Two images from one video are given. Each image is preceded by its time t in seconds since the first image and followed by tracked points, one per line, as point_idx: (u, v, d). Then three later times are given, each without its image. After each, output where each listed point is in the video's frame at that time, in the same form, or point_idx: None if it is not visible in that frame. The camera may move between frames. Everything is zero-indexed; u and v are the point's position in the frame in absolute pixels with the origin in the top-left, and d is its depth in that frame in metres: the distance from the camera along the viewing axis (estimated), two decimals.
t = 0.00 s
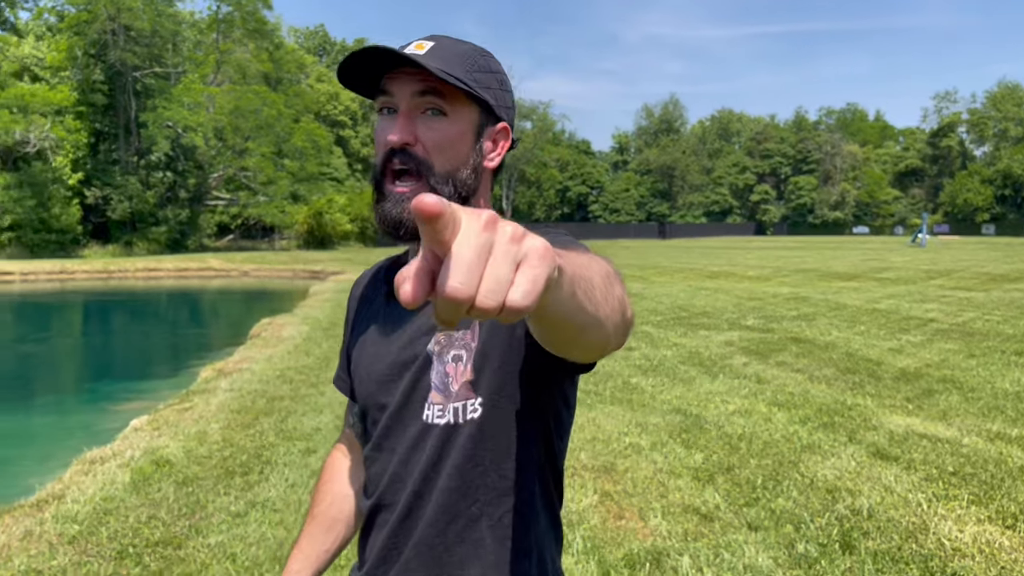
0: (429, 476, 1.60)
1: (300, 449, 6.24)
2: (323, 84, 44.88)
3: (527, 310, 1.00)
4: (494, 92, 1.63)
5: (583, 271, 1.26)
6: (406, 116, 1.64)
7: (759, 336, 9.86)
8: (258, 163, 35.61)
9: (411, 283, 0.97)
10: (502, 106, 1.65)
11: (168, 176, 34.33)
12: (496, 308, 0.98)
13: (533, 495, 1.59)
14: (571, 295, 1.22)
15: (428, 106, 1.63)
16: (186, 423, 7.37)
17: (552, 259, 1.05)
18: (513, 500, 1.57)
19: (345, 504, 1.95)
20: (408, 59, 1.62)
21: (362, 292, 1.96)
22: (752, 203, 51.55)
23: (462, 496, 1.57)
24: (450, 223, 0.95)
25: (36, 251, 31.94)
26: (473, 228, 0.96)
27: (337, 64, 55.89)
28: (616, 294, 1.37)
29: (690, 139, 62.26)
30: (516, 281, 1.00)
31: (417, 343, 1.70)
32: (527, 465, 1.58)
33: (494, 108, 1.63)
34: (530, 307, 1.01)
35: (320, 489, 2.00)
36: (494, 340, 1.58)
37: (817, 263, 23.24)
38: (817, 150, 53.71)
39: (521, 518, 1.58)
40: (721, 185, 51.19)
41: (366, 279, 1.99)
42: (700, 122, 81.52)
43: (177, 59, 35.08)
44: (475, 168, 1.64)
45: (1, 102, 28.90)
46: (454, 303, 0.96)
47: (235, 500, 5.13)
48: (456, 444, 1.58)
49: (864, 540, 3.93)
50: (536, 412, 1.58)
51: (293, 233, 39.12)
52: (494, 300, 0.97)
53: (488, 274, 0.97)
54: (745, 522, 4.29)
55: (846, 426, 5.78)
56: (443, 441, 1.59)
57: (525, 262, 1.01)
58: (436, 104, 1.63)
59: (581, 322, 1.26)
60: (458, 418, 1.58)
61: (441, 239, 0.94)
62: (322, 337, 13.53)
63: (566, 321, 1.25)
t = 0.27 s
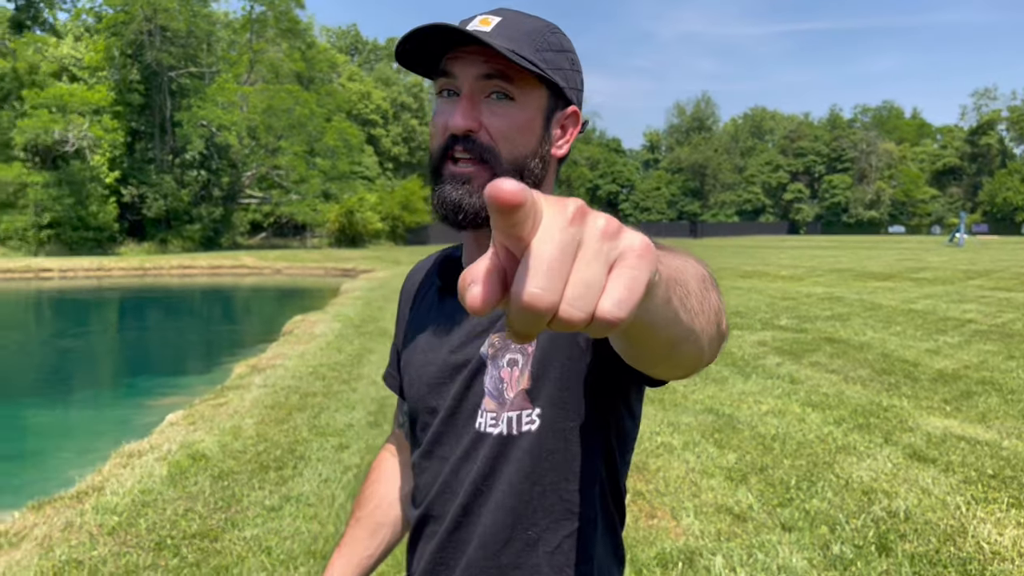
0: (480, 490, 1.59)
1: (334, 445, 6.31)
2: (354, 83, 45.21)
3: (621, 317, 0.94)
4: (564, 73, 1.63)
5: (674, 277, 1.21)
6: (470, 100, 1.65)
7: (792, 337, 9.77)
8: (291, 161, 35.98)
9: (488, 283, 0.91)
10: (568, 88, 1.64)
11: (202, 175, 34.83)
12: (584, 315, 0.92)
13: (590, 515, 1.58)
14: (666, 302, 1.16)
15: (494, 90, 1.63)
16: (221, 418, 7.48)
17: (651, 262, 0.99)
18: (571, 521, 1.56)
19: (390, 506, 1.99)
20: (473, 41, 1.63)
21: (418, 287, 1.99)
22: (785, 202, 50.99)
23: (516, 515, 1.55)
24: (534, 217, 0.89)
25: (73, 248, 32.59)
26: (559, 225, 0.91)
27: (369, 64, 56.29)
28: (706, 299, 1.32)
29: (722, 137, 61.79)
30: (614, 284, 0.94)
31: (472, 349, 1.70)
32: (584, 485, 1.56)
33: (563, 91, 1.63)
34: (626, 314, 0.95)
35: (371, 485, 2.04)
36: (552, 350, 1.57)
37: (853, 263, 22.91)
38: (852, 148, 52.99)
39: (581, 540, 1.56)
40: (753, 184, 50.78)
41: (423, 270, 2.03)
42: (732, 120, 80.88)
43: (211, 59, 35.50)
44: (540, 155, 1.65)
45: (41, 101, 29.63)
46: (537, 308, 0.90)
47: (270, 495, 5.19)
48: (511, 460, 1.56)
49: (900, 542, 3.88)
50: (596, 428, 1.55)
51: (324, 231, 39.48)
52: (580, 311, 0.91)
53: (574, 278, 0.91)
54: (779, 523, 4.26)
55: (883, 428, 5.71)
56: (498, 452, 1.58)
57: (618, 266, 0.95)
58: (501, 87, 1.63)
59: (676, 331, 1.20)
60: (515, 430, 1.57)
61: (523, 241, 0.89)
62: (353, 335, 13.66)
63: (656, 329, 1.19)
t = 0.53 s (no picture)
0: (518, 504, 1.61)
1: (361, 442, 6.36)
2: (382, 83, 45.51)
3: (597, 311, 0.90)
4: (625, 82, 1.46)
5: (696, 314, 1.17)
6: (475, 104, 1.48)
7: (822, 337, 9.68)
8: (319, 160, 36.29)
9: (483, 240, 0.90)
10: (621, 97, 1.46)
11: (232, 174, 35.20)
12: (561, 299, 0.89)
13: (633, 539, 1.57)
14: (689, 343, 1.17)
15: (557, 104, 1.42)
16: (250, 415, 7.57)
17: (640, 265, 0.96)
18: (608, 544, 1.55)
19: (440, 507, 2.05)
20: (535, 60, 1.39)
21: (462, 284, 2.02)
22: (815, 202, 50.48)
23: (554, 532, 1.57)
24: (513, 192, 0.90)
25: (106, 246, 33.15)
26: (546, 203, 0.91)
27: (396, 63, 56.60)
28: (731, 334, 1.28)
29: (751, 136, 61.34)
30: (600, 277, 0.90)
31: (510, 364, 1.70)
32: (627, 508, 1.56)
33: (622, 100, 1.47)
34: (603, 308, 0.91)
35: (417, 487, 2.09)
36: (596, 370, 1.55)
37: (885, 263, 22.64)
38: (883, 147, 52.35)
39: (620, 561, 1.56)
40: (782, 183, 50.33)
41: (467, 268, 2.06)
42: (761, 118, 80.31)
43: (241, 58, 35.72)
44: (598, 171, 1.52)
45: (74, 101, 30.26)
46: (512, 277, 0.88)
47: (298, 491, 5.23)
48: (549, 474, 1.57)
49: (932, 546, 3.82)
50: (637, 453, 1.55)
51: (352, 230, 39.79)
52: (547, 291, 0.89)
53: (545, 260, 0.89)
54: (808, 525, 4.22)
55: (914, 430, 5.63)
56: (535, 468, 1.59)
57: (600, 251, 0.91)
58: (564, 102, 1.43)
59: (701, 377, 1.22)
60: (552, 444, 1.57)
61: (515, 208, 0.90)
62: (380, 333, 13.76)
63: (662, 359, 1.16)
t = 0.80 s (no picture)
0: (548, 509, 1.60)
1: (385, 441, 6.40)
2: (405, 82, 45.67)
3: (644, 328, 0.94)
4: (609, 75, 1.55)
5: (742, 318, 1.19)
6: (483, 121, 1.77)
7: (849, 338, 9.56)
8: (343, 159, 36.45)
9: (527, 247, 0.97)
10: (596, 88, 1.56)
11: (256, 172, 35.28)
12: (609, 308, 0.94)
13: (661, 555, 1.55)
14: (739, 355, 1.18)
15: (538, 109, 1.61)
16: (275, 413, 7.62)
17: (693, 276, 0.99)
18: (638, 558, 1.54)
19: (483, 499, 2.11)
20: (508, 75, 1.63)
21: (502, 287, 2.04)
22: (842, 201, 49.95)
23: (584, 540, 1.56)
24: (565, 198, 0.94)
25: (133, 243, 33.57)
26: (595, 210, 0.96)
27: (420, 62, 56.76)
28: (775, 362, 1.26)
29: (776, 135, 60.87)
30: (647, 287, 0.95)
31: (548, 370, 1.71)
32: (659, 522, 1.54)
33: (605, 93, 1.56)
34: (654, 318, 0.95)
35: (465, 481, 2.16)
36: (627, 377, 1.55)
37: (914, 263, 22.32)
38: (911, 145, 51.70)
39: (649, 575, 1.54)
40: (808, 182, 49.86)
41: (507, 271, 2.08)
42: (786, 117, 79.68)
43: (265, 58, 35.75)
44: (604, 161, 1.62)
45: (102, 101, 30.73)
46: (557, 285, 0.94)
47: (323, 488, 5.26)
48: (581, 481, 1.57)
49: (963, 550, 3.76)
50: (669, 461, 1.53)
51: (376, 229, 39.98)
52: (594, 304, 0.94)
53: (593, 269, 0.94)
54: (836, 528, 4.17)
55: (944, 433, 5.55)
56: (567, 473, 1.59)
57: (647, 264, 0.96)
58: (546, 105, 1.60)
59: (754, 394, 1.22)
60: (586, 451, 1.57)
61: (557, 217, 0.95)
62: (404, 332, 13.82)
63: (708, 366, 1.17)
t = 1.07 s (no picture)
0: (564, 500, 1.65)
1: (405, 439, 6.45)
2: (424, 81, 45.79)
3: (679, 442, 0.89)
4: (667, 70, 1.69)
5: (758, 356, 1.16)
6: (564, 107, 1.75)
7: (871, 339, 9.50)
8: (362, 158, 36.59)
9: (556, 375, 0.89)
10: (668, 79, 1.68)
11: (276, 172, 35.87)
12: (645, 434, 0.89)
13: (671, 542, 1.56)
14: (745, 393, 1.16)
15: (601, 92, 1.70)
16: (296, 410, 7.71)
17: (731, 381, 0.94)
18: (646, 544, 1.56)
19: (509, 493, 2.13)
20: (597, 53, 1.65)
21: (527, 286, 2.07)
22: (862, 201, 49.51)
23: (595, 530, 1.60)
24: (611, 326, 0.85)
25: (154, 242, 33.92)
26: (635, 331, 0.87)
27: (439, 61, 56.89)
28: (781, 381, 1.24)
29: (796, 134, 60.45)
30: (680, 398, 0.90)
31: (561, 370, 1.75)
32: (664, 519, 1.56)
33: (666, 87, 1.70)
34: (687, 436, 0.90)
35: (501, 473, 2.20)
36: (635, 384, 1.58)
37: (936, 264, 22.09)
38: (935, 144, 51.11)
39: (658, 562, 1.56)
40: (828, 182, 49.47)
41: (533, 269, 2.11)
42: (807, 116, 79.18)
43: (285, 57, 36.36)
44: (650, 154, 1.73)
45: (125, 101, 31.05)
46: (593, 418, 0.87)
47: (343, 486, 5.30)
48: (591, 473, 1.61)
49: (987, 553, 3.72)
50: (674, 455, 1.56)
51: (394, 228, 40.14)
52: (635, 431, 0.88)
53: (636, 392, 0.87)
54: (858, 529, 4.15)
55: (968, 434, 5.50)
56: (580, 464, 1.63)
57: (689, 382, 0.89)
58: (609, 87, 1.69)
59: (761, 419, 1.21)
60: (595, 442, 1.61)
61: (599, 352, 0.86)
62: (423, 331, 13.89)
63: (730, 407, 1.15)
